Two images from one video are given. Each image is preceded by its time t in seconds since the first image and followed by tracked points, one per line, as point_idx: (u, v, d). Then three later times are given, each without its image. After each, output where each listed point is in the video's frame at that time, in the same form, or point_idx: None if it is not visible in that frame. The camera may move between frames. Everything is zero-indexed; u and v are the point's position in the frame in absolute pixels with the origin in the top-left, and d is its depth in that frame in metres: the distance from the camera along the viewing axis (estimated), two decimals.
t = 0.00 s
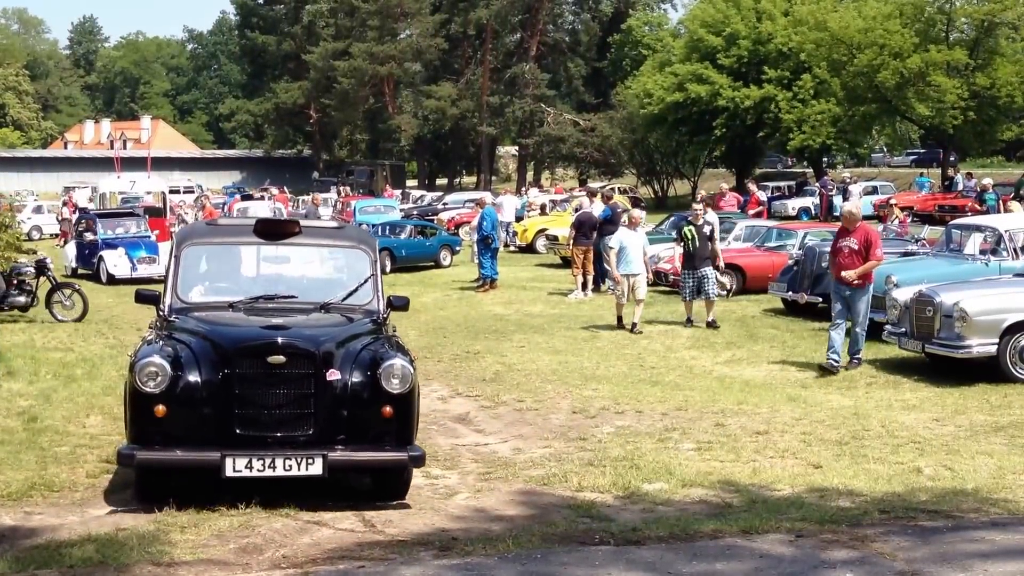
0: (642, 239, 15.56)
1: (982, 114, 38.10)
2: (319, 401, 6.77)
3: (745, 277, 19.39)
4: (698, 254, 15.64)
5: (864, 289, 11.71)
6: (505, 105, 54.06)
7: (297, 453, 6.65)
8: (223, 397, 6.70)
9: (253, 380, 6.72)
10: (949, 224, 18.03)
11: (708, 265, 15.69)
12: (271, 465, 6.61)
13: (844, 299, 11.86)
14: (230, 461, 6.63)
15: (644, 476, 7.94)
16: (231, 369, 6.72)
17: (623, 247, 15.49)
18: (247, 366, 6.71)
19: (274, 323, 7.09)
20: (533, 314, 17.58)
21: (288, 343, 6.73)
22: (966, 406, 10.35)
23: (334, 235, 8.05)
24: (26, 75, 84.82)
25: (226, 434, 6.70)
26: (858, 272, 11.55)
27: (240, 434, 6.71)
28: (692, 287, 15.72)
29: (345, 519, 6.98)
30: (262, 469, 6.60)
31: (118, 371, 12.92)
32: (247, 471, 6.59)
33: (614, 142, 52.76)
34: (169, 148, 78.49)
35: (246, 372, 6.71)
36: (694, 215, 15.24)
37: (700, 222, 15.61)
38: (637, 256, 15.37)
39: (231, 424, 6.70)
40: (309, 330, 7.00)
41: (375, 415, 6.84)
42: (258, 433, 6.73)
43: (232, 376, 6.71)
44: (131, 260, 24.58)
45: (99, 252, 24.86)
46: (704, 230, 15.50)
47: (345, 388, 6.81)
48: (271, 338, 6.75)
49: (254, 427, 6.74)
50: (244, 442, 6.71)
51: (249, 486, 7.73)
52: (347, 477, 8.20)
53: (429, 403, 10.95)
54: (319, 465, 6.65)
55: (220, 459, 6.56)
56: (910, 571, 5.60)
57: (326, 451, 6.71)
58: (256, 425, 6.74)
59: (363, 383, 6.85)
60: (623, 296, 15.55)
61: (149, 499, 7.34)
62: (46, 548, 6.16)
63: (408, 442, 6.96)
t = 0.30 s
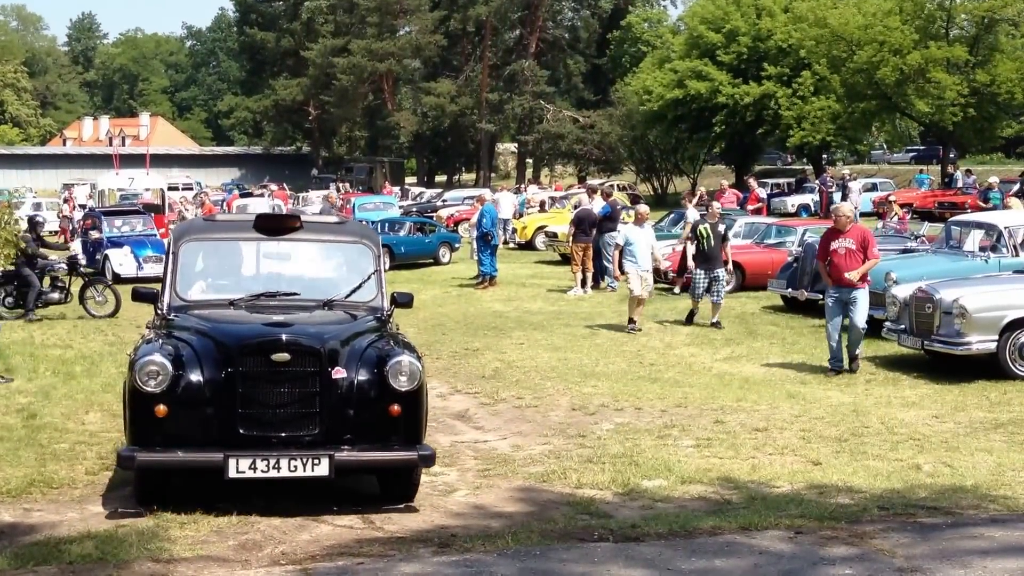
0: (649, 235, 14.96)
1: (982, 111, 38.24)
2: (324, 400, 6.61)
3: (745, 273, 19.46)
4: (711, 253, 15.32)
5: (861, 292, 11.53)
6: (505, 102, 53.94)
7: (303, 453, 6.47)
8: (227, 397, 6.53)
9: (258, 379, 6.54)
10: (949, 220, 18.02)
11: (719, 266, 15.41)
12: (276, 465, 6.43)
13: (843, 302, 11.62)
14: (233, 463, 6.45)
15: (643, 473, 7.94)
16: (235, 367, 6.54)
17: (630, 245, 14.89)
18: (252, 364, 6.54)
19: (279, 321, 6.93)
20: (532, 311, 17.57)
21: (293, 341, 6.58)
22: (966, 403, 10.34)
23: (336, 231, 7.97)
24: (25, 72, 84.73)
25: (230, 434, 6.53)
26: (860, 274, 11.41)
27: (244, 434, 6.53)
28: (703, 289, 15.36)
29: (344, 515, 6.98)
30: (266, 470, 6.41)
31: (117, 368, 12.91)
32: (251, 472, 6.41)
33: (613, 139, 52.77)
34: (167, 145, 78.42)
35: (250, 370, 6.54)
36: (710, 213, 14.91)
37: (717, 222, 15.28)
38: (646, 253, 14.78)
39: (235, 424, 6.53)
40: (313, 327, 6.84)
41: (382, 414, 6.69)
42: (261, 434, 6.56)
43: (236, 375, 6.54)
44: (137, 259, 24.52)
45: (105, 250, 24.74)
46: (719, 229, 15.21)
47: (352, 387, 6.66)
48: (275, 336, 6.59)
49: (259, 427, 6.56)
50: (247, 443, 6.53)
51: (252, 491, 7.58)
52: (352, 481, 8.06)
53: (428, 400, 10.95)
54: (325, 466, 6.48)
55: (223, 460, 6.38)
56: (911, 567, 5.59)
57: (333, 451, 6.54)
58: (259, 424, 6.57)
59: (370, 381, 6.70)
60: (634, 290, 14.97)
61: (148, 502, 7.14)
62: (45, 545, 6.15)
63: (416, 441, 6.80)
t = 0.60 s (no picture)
0: (657, 236, 14.73)
1: (982, 107, 38.29)
2: (330, 398, 6.46)
3: (744, 271, 19.47)
4: (722, 251, 14.87)
5: (863, 293, 11.38)
6: (504, 98, 53.92)
7: (309, 452, 6.31)
8: (231, 395, 6.39)
9: (262, 377, 6.40)
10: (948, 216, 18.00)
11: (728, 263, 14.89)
12: (281, 465, 6.28)
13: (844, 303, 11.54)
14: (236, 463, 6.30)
15: (643, 469, 7.93)
16: (238, 364, 6.40)
17: (638, 244, 14.66)
18: (255, 361, 6.40)
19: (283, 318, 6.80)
20: (532, 307, 17.57)
21: (298, 336, 6.44)
22: (966, 399, 10.34)
23: (339, 226, 7.90)
24: (24, 68, 84.66)
25: (234, 432, 6.38)
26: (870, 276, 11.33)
27: (249, 433, 6.39)
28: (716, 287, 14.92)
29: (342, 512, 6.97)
30: (271, 470, 6.25)
31: (116, 364, 12.91)
32: (255, 472, 6.25)
33: (613, 135, 52.77)
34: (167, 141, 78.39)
35: (254, 367, 6.40)
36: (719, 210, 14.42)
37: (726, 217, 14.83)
38: (652, 252, 14.57)
39: (239, 423, 6.39)
40: (318, 322, 6.71)
41: (390, 412, 6.53)
42: (266, 433, 6.41)
43: (239, 372, 6.40)
44: (144, 257, 23.79)
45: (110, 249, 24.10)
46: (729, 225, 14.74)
47: (358, 385, 6.51)
48: (280, 332, 6.45)
49: (263, 426, 6.42)
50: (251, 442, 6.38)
51: (257, 493, 7.44)
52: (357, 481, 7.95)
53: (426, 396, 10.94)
54: (332, 466, 6.32)
55: (227, 460, 6.23)
56: (909, 563, 5.58)
57: (339, 450, 6.39)
58: (264, 424, 6.42)
59: (378, 378, 6.54)
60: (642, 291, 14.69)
61: (149, 504, 6.98)
62: (44, 541, 6.15)
63: (426, 441, 6.65)
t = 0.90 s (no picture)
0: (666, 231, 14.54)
1: (979, 103, 38.26)
2: (341, 396, 6.21)
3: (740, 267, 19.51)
4: (728, 249, 14.71)
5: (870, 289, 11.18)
6: (502, 94, 53.87)
7: (319, 453, 6.09)
8: (236, 395, 6.13)
9: (269, 375, 6.13)
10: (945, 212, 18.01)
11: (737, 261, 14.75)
12: (291, 466, 6.04)
13: (857, 298, 11.26)
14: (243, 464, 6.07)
15: (639, 465, 7.94)
16: (244, 361, 6.13)
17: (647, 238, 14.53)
18: (262, 358, 6.14)
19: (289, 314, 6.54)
20: (529, 303, 17.58)
21: (306, 333, 6.18)
22: (962, 395, 10.36)
23: (342, 221, 7.60)
24: (21, 64, 84.57)
25: (240, 433, 6.12)
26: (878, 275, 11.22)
27: (256, 434, 6.12)
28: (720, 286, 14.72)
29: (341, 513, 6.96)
30: (280, 472, 6.02)
31: (113, 360, 12.92)
32: (264, 474, 6.01)
33: (611, 131, 52.71)
34: (164, 136, 78.35)
35: (260, 365, 6.13)
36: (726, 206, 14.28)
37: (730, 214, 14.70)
38: (661, 248, 14.42)
39: (245, 422, 6.13)
40: (325, 319, 6.45)
41: (403, 411, 6.30)
42: (273, 433, 6.14)
43: (245, 370, 6.13)
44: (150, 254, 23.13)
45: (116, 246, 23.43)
46: (734, 222, 14.62)
47: (370, 383, 6.27)
48: (287, 327, 6.20)
49: (270, 426, 6.15)
50: (258, 443, 6.13)
51: (266, 497, 7.27)
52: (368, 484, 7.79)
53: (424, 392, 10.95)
54: (344, 467, 6.10)
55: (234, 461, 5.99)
56: (905, 558, 5.60)
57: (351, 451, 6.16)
58: (271, 423, 6.15)
59: (390, 376, 6.32)
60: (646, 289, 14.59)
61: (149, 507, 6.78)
62: (41, 536, 6.15)
63: (439, 440, 6.43)
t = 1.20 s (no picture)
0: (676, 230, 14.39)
1: (977, 99, 38.22)
2: (359, 398, 5.93)
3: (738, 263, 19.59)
4: (736, 247, 14.63)
5: (878, 286, 11.02)
6: (499, 90, 53.73)
7: (337, 459, 5.80)
8: (249, 398, 5.84)
9: (283, 376, 5.84)
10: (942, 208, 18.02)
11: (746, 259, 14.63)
12: (307, 473, 5.75)
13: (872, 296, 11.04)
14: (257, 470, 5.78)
15: (636, 461, 7.95)
16: (257, 362, 5.84)
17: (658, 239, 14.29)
18: (276, 358, 5.85)
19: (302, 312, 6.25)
20: (526, 299, 17.59)
21: (321, 332, 5.89)
22: (958, 391, 10.38)
23: (351, 216, 7.29)
24: (18, 59, 84.43)
25: (253, 437, 5.83)
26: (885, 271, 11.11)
27: (269, 438, 5.83)
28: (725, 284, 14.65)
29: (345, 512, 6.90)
30: (295, 479, 5.72)
31: (111, 356, 12.92)
32: (278, 482, 5.71)
33: (608, 127, 52.60)
34: (161, 132, 78.27)
35: (273, 365, 5.84)
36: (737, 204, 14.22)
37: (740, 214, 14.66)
38: (673, 247, 14.24)
39: (258, 426, 5.83)
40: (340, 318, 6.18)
41: (425, 414, 6.03)
42: (289, 439, 5.86)
43: (257, 371, 5.85)
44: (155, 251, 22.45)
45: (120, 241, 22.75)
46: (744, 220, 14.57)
47: (389, 385, 6.00)
48: (301, 326, 5.90)
49: (284, 430, 5.86)
50: (271, 448, 5.84)
51: (276, 506, 6.97)
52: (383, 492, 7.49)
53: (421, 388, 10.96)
54: (363, 474, 5.82)
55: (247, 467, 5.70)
56: (901, 554, 5.61)
57: (370, 457, 5.88)
58: (287, 427, 5.87)
59: (409, 376, 6.05)
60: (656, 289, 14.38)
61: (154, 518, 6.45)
62: (39, 532, 6.15)
63: (460, 446, 6.17)
